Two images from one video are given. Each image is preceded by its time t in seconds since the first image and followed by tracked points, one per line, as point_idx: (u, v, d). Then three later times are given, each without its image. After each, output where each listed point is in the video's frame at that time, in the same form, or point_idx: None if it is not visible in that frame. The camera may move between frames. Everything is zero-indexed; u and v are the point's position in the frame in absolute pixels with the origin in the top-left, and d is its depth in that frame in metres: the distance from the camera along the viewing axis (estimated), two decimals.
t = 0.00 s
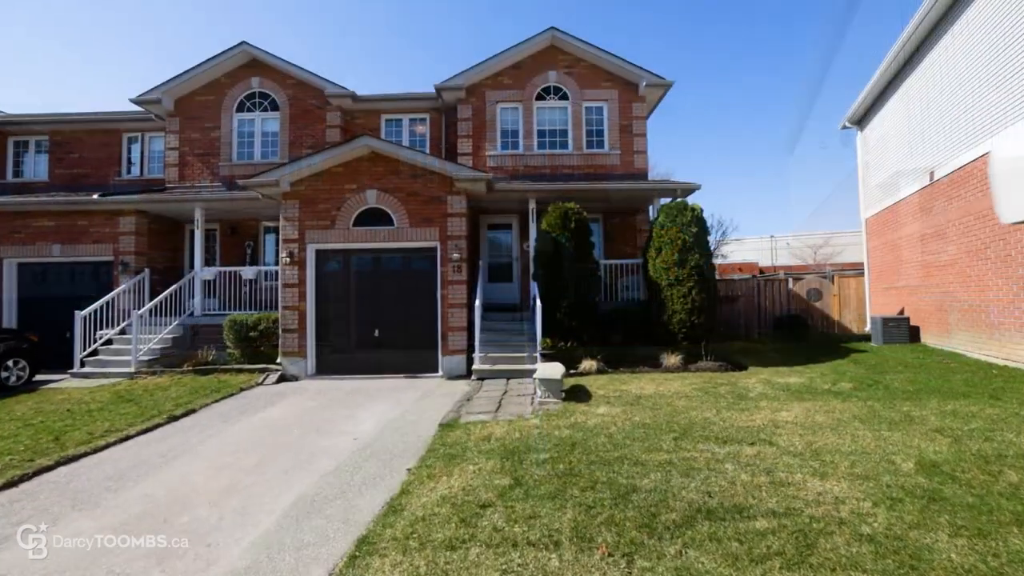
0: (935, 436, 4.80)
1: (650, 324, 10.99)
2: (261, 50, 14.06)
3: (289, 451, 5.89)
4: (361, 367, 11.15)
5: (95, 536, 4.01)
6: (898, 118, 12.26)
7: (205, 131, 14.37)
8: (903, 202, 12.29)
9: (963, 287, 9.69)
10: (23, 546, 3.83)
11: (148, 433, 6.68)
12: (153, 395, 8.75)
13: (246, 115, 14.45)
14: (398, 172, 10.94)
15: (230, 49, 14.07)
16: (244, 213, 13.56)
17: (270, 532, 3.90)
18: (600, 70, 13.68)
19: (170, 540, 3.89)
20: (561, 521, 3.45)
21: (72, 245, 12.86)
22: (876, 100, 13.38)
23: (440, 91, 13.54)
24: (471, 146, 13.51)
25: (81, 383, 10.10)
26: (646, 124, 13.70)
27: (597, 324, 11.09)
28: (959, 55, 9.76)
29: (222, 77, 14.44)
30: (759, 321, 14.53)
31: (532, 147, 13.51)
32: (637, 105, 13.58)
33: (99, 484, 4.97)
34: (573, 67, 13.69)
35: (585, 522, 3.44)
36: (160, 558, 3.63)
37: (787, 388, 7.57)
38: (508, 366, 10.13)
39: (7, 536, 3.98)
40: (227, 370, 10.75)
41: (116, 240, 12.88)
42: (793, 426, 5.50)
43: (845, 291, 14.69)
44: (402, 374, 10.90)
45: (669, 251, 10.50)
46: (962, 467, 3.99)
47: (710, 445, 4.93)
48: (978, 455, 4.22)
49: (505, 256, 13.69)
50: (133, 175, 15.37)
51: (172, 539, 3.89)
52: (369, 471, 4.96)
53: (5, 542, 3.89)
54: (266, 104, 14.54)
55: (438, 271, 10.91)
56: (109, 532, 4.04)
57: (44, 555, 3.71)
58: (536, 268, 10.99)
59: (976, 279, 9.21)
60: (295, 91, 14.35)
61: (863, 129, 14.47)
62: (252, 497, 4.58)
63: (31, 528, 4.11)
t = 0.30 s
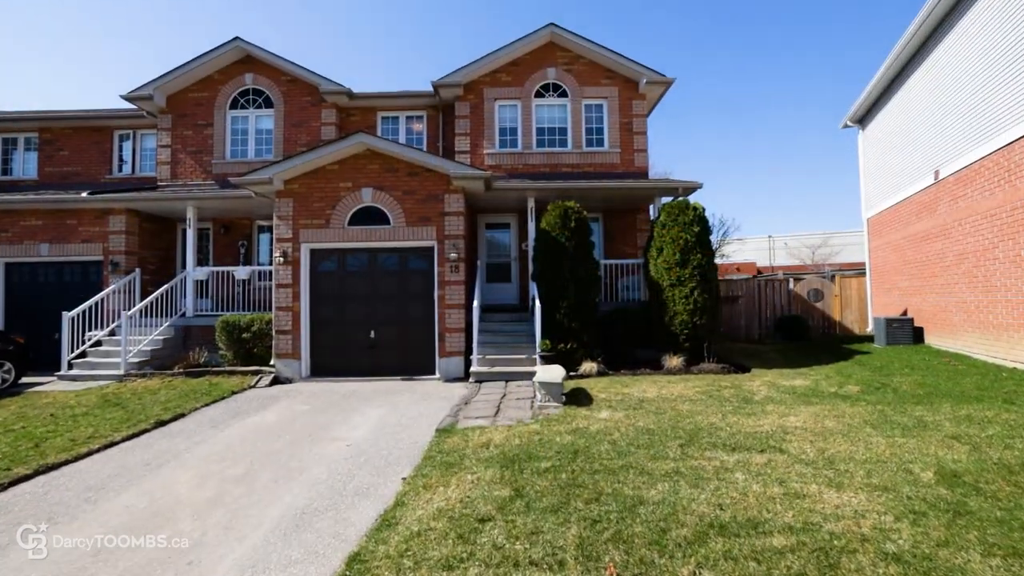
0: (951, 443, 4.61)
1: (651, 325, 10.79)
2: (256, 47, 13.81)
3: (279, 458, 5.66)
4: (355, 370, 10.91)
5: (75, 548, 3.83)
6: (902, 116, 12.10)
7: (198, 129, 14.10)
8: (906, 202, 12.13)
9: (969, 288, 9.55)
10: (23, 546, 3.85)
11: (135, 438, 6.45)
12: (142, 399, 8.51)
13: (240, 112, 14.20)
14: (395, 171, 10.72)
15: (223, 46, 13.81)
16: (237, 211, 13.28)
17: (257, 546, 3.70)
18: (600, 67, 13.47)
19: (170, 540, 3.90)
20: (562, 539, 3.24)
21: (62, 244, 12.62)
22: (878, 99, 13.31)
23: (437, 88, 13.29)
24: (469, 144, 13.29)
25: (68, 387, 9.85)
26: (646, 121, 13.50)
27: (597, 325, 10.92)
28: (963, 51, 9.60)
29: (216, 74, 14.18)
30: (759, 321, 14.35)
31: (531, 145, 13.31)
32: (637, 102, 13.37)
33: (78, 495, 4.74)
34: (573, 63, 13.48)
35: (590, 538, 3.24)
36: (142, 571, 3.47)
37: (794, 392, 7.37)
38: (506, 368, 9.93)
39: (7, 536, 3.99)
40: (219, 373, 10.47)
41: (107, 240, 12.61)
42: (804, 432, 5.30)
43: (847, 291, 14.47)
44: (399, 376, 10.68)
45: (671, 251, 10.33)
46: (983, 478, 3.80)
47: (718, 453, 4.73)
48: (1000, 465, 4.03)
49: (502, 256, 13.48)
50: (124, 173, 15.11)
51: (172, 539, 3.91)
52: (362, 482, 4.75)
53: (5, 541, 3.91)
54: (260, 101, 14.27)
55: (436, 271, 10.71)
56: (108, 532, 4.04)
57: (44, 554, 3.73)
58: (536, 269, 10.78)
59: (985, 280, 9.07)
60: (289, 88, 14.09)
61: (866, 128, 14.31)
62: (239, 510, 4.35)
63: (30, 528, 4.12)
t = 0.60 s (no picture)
0: (971, 450, 4.42)
1: (653, 326, 10.59)
2: (250, 42, 13.58)
3: (270, 464, 5.43)
4: (351, 372, 10.67)
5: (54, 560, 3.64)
6: (906, 114, 11.94)
7: (191, 126, 13.85)
8: (911, 200, 11.96)
9: (977, 288, 9.38)
10: (24, 546, 3.82)
11: (120, 443, 6.23)
12: (130, 401, 8.29)
13: (234, 109, 13.96)
14: (392, 168, 10.51)
15: (217, 41, 13.58)
16: (231, 209, 13.05)
17: (244, 561, 3.50)
18: (600, 63, 13.27)
19: (171, 540, 3.87)
20: (567, 556, 3.04)
21: (51, 243, 12.35)
22: (881, 97, 13.18)
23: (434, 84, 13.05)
24: (467, 142, 13.08)
25: (55, 389, 9.59)
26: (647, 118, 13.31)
27: (598, 325, 10.72)
28: (971, 46, 9.42)
29: (210, 70, 13.95)
30: (760, 322, 14.17)
31: (530, 143, 13.11)
32: (637, 99, 13.18)
33: (58, 505, 4.52)
34: (572, 60, 13.29)
35: (598, 556, 3.03)
36: None
37: (801, 394, 7.18)
38: (504, 369, 9.73)
39: (7, 536, 3.96)
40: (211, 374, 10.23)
41: (97, 238, 12.33)
42: (815, 437, 5.11)
43: (849, 290, 14.32)
44: (395, 377, 10.46)
45: (673, 250, 10.13)
46: (1010, 488, 3.61)
47: (727, 460, 4.53)
48: None
49: (500, 255, 13.27)
50: (116, 171, 14.86)
51: (173, 539, 3.88)
52: (355, 490, 4.54)
53: (5, 542, 3.88)
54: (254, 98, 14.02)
55: (433, 270, 10.49)
56: (109, 532, 4.01)
57: (45, 555, 3.70)
58: (536, 268, 10.57)
59: (994, 281, 8.89)
60: (284, 84, 13.86)
61: (867, 126, 14.17)
62: (225, 521, 4.14)
63: (30, 528, 4.09)
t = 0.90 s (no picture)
0: (993, 457, 4.23)
1: (654, 326, 10.38)
2: (244, 38, 13.33)
3: (258, 472, 5.20)
4: (346, 374, 10.43)
5: None
6: (911, 111, 11.77)
7: (184, 123, 13.60)
8: (915, 198, 11.79)
9: (985, 288, 9.20)
10: (23, 546, 3.80)
11: (105, 449, 6.00)
12: (119, 404, 8.05)
13: (228, 106, 13.71)
14: (388, 166, 10.27)
15: (210, 37, 13.31)
16: (223, 207, 12.79)
17: None
18: (600, 59, 13.06)
19: (171, 540, 3.85)
20: None
21: (40, 242, 12.07)
22: (885, 94, 12.99)
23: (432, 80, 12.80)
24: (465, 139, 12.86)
25: (42, 392, 9.35)
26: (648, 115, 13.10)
27: (599, 326, 10.50)
28: (979, 41, 9.22)
29: (203, 66, 13.68)
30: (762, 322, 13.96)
31: (530, 140, 12.89)
32: (638, 96, 12.97)
33: (33, 516, 4.28)
34: (572, 56, 13.08)
35: None
36: None
37: (809, 397, 6.99)
38: (504, 371, 9.51)
39: (6, 536, 3.94)
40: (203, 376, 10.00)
41: (86, 237, 12.05)
42: (827, 443, 4.91)
43: (851, 290, 14.16)
44: (392, 380, 10.22)
45: (675, 249, 9.93)
46: None
47: (738, 468, 4.32)
48: None
49: (498, 254, 13.05)
50: (108, 169, 14.59)
51: (173, 539, 3.86)
52: (348, 501, 4.32)
53: (4, 542, 3.85)
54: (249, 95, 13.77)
55: (430, 270, 10.27)
56: (109, 532, 3.98)
57: (44, 555, 3.67)
58: (536, 268, 10.36)
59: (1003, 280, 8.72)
60: (279, 80, 13.61)
61: (871, 123, 13.99)
62: (209, 534, 3.92)
63: (30, 528, 4.07)
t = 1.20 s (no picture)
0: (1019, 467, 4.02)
1: (656, 327, 10.15)
2: (237, 33, 13.07)
3: (245, 481, 4.94)
4: (341, 375, 10.17)
5: None
6: (917, 108, 11.58)
7: (176, 119, 13.33)
8: (922, 197, 11.58)
9: (996, 289, 9.00)
10: (22, 546, 3.77)
11: (87, 456, 5.75)
12: (105, 408, 7.80)
13: (221, 102, 13.45)
14: (384, 163, 10.03)
15: (203, 32, 13.05)
16: (216, 206, 12.53)
17: None
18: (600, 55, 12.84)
19: (170, 540, 3.82)
20: None
21: (28, 241, 11.79)
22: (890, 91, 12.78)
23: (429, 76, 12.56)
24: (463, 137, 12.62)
25: (27, 395, 9.08)
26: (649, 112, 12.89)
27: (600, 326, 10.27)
28: (989, 36, 9.02)
29: (195, 62, 13.41)
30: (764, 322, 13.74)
31: (529, 138, 12.67)
32: (639, 92, 12.76)
33: (3, 531, 4.02)
34: (572, 52, 12.85)
35: None
36: None
37: (817, 400, 6.78)
38: (502, 373, 9.29)
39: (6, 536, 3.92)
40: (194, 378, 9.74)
41: (75, 236, 11.75)
42: (842, 450, 4.69)
43: (854, 290, 13.98)
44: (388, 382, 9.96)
45: (678, 249, 9.70)
46: None
47: (750, 478, 4.10)
48: None
49: (497, 253, 12.82)
50: (100, 167, 14.31)
51: (173, 539, 3.83)
52: (338, 513, 4.08)
53: (3, 543, 3.82)
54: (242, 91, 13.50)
55: (428, 270, 10.03)
56: (109, 533, 3.95)
57: (44, 554, 3.64)
58: (536, 268, 10.12)
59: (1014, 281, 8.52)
60: (274, 77, 13.35)
61: (876, 121, 13.80)
62: (190, 550, 3.67)
63: (30, 528, 4.04)
